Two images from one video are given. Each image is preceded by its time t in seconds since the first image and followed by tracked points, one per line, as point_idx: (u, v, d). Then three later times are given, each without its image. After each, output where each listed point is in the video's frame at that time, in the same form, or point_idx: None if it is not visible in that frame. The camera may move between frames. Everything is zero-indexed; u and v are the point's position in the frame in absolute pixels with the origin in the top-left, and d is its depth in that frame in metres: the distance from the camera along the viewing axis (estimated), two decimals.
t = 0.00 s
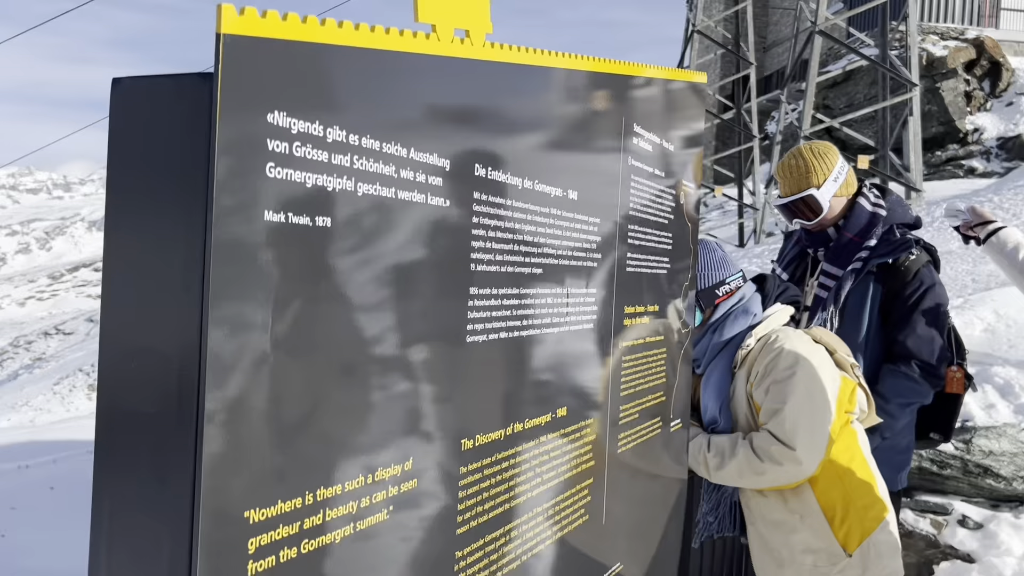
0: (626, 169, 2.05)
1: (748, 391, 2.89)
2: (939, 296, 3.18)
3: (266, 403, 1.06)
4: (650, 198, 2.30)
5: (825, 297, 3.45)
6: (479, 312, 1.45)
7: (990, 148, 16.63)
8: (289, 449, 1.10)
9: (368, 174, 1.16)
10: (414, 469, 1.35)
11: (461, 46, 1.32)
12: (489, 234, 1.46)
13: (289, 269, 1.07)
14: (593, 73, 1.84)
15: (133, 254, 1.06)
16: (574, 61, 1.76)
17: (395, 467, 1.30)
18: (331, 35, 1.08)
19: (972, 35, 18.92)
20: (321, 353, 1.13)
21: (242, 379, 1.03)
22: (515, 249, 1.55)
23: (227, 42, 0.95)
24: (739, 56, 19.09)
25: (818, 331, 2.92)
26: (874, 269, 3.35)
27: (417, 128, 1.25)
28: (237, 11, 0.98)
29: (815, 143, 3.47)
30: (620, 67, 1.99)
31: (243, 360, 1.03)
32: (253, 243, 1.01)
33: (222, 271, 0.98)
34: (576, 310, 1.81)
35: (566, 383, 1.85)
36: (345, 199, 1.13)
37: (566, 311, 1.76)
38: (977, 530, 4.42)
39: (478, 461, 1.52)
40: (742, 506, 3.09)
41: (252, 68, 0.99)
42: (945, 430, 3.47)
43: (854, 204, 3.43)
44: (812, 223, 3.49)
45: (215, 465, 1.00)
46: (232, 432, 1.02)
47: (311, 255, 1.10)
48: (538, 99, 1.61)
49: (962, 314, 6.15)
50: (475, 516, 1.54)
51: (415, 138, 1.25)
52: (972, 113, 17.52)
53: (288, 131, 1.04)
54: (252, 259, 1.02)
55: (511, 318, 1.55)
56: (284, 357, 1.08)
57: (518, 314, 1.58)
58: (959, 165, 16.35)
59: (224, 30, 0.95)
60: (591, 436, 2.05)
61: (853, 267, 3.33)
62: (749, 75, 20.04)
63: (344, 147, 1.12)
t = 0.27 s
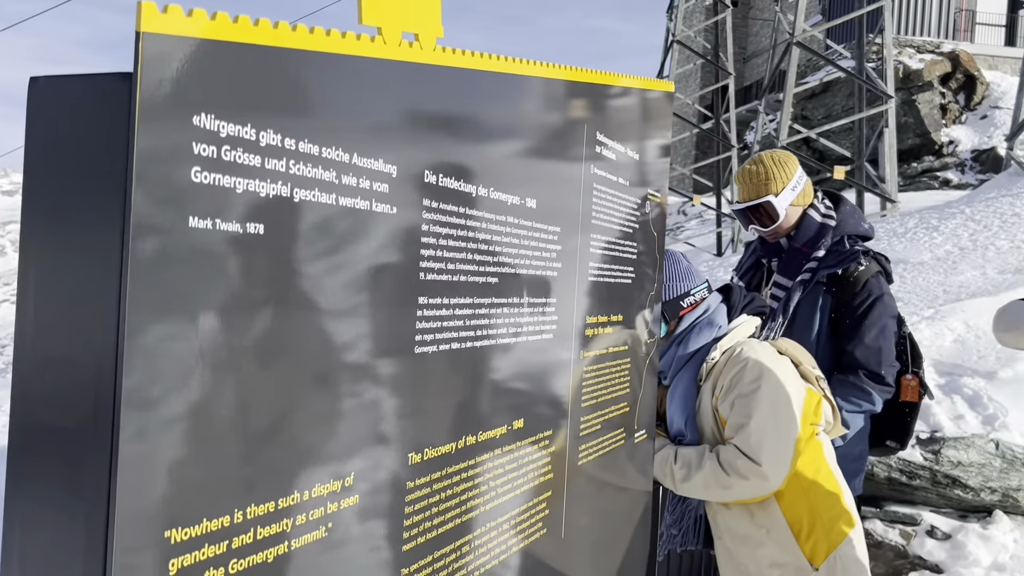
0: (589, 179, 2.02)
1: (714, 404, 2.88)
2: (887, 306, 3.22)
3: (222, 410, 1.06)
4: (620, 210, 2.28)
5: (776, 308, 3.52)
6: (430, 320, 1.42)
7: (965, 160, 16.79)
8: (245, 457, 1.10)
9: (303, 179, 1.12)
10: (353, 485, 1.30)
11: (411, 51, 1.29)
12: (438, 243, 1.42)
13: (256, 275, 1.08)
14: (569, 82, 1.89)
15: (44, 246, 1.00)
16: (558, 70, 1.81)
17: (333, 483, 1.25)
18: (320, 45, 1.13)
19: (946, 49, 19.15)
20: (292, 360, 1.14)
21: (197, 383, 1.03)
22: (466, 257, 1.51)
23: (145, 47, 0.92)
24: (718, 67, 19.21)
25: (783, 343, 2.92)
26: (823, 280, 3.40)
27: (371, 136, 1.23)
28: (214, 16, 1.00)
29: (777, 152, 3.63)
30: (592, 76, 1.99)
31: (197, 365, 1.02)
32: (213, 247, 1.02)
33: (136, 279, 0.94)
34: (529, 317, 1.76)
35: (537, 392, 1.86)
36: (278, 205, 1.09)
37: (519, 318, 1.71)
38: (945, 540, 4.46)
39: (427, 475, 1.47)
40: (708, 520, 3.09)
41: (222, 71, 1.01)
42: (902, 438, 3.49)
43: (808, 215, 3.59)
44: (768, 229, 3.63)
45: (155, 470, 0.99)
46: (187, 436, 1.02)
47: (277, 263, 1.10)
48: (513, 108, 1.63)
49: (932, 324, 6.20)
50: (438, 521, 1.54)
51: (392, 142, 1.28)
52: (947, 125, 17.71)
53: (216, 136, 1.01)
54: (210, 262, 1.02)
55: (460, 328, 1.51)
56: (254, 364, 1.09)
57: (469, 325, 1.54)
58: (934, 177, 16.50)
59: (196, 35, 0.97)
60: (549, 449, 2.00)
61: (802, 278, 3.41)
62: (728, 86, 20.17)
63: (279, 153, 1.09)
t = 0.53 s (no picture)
0: (571, 189, 2.01)
1: (699, 415, 2.88)
2: (847, 315, 3.22)
3: (204, 421, 1.06)
4: (603, 222, 2.28)
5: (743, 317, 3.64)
6: (406, 333, 1.40)
7: (950, 169, 16.90)
8: (225, 468, 1.09)
9: (274, 191, 1.11)
10: (327, 501, 1.28)
11: (387, 61, 1.28)
12: (416, 255, 1.40)
13: (239, 286, 1.08)
14: (557, 92, 1.91)
15: (12, 255, 0.98)
16: (544, 82, 1.83)
17: (305, 498, 1.23)
18: (311, 56, 1.14)
19: (932, 59, 19.32)
20: (277, 369, 1.15)
21: (176, 394, 1.02)
22: (445, 268, 1.50)
23: (110, 57, 0.91)
24: (706, 76, 19.32)
25: (769, 353, 2.92)
26: (786, 290, 3.44)
27: (350, 146, 1.23)
28: (199, 28, 1.00)
29: (746, 165, 3.67)
30: (574, 86, 1.98)
31: (176, 377, 1.02)
32: (193, 258, 1.02)
33: (101, 294, 0.93)
34: (508, 327, 1.75)
35: (522, 400, 1.86)
36: (250, 218, 1.08)
37: (499, 328, 1.70)
38: (929, 550, 4.48)
39: (400, 491, 1.45)
40: (691, 531, 3.08)
41: (207, 83, 1.01)
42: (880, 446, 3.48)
43: (775, 226, 3.63)
44: (738, 240, 3.68)
45: (128, 482, 0.98)
46: (166, 447, 1.02)
47: (259, 275, 1.10)
48: (501, 119, 1.64)
49: (917, 333, 6.22)
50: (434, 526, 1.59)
51: (376, 151, 1.28)
52: (932, 134, 17.85)
53: (183, 148, 0.99)
54: (188, 275, 1.02)
55: (438, 340, 1.50)
56: (241, 372, 1.10)
57: (447, 337, 1.52)
58: (920, 185, 16.61)
59: (182, 46, 0.98)
60: (528, 462, 1.97)
61: (763, 290, 3.52)
62: (715, 94, 20.29)
63: (250, 165, 1.08)
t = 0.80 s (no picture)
0: (560, 196, 2.01)
1: (691, 420, 2.88)
2: (832, 321, 3.23)
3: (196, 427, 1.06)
4: (592, 228, 2.27)
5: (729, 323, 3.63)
6: (394, 340, 1.39)
7: (941, 176, 16.98)
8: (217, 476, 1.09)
9: (259, 199, 1.10)
10: (314, 510, 1.27)
11: (374, 69, 1.28)
12: (405, 261, 1.40)
13: (228, 293, 1.08)
14: (549, 100, 1.91)
15: None
16: (536, 89, 1.82)
17: (292, 507, 1.22)
18: (302, 64, 1.14)
19: (923, 67, 19.46)
20: (270, 376, 1.15)
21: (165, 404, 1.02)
22: (433, 275, 1.49)
23: (92, 68, 0.90)
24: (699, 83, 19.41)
25: (761, 359, 2.92)
26: (771, 296, 3.45)
27: (339, 152, 1.22)
28: (187, 34, 1.00)
29: (736, 173, 3.71)
30: (563, 92, 1.97)
31: (165, 386, 1.02)
32: (180, 265, 1.01)
33: (84, 304, 0.92)
34: (497, 334, 1.74)
35: (513, 405, 1.85)
36: (235, 227, 1.07)
37: (487, 335, 1.69)
38: (921, 556, 4.49)
39: (392, 498, 1.45)
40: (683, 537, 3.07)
41: (199, 92, 1.01)
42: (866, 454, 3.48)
43: (761, 234, 3.66)
44: (724, 248, 3.68)
45: (116, 492, 0.97)
46: (157, 455, 1.02)
47: (250, 283, 1.10)
48: (494, 126, 1.65)
49: (909, 340, 6.25)
50: (449, 525, 1.67)
51: (366, 157, 1.28)
52: (924, 141, 17.95)
53: (167, 155, 0.99)
54: (176, 283, 1.01)
55: (426, 347, 1.49)
56: (246, 378, 1.11)
57: (434, 344, 1.51)
58: (912, 192, 16.71)
59: (170, 55, 0.98)
60: (518, 469, 1.96)
61: (749, 295, 3.52)
62: (708, 102, 20.38)
63: (235, 173, 1.07)
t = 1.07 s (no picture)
0: (560, 202, 2.01)
1: (691, 427, 2.87)
2: (839, 328, 3.23)
3: (192, 441, 1.05)
4: (592, 233, 2.27)
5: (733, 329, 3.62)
6: (395, 348, 1.39)
7: (939, 181, 16.98)
8: (214, 487, 1.08)
9: (259, 207, 1.10)
10: (314, 521, 1.26)
11: (373, 76, 1.27)
12: (404, 269, 1.39)
13: (225, 305, 1.07)
14: (549, 107, 1.91)
15: None
16: (536, 97, 1.83)
17: (288, 520, 1.21)
18: (302, 72, 1.14)
19: (920, 72, 19.51)
20: (269, 387, 1.14)
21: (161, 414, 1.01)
22: (432, 283, 1.48)
23: (88, 76, 0.89)
24: (696, 89, 19.42)
25: (762, 366, 2.91)
26: (777, 302, 3.45)
27: (338, 162, 1.22)
28: (185, 43, 1.00)
29: (739, 179, 3.73)
30: (561, 100, 1.97)
31: (160, 397, 1.00)
32: (178, 277, 1.01)
33: (82, 313, 0.91)
34: (498, 342, 1.73)
35: (513, 411, 1.84)
36: (234, 235, 1.07)
37: (487, 345, 1.69)
38: (922, 562, 4.48)
39: (394, 507, 1.44)
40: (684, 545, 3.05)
41: (197, 99, 1.00)
42: (865, 460, 3.48)
43: (766, 240, 3.66)
44: (728, 252, 3.68)
45: (110, 506, 0.96)
46: (156, 466, 1.01)
47: (246, 293, 1.09)
48: (494, 132, 1.65)
49: (908, 345, 6.25)
50: (459, 531, 1.69)
51: (367, 164, 1.28)
52: (922, 146, 17.98)
53: (165, 165, 0.98)
54: (172, 292, 1.00)
55: (425, 356, 1.48)
56: (256, 384, 1.12)
57: (435, 352, 1.51)
58: (910, 197, 16.72)
59: (167, 63, 0.97)
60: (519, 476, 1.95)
61: (755, 301, 3.51)
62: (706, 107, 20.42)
63: (234, 182, 1.07)
